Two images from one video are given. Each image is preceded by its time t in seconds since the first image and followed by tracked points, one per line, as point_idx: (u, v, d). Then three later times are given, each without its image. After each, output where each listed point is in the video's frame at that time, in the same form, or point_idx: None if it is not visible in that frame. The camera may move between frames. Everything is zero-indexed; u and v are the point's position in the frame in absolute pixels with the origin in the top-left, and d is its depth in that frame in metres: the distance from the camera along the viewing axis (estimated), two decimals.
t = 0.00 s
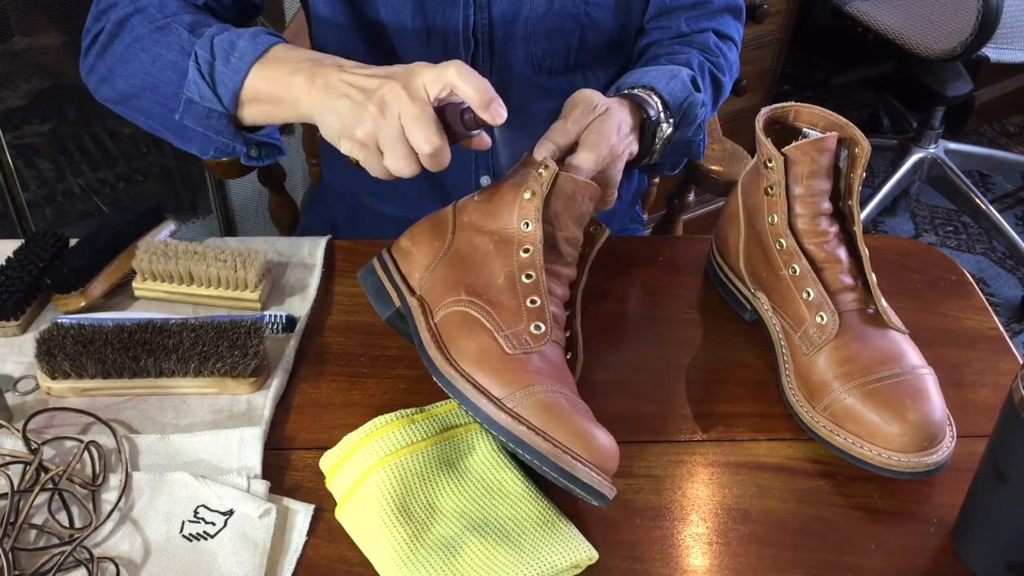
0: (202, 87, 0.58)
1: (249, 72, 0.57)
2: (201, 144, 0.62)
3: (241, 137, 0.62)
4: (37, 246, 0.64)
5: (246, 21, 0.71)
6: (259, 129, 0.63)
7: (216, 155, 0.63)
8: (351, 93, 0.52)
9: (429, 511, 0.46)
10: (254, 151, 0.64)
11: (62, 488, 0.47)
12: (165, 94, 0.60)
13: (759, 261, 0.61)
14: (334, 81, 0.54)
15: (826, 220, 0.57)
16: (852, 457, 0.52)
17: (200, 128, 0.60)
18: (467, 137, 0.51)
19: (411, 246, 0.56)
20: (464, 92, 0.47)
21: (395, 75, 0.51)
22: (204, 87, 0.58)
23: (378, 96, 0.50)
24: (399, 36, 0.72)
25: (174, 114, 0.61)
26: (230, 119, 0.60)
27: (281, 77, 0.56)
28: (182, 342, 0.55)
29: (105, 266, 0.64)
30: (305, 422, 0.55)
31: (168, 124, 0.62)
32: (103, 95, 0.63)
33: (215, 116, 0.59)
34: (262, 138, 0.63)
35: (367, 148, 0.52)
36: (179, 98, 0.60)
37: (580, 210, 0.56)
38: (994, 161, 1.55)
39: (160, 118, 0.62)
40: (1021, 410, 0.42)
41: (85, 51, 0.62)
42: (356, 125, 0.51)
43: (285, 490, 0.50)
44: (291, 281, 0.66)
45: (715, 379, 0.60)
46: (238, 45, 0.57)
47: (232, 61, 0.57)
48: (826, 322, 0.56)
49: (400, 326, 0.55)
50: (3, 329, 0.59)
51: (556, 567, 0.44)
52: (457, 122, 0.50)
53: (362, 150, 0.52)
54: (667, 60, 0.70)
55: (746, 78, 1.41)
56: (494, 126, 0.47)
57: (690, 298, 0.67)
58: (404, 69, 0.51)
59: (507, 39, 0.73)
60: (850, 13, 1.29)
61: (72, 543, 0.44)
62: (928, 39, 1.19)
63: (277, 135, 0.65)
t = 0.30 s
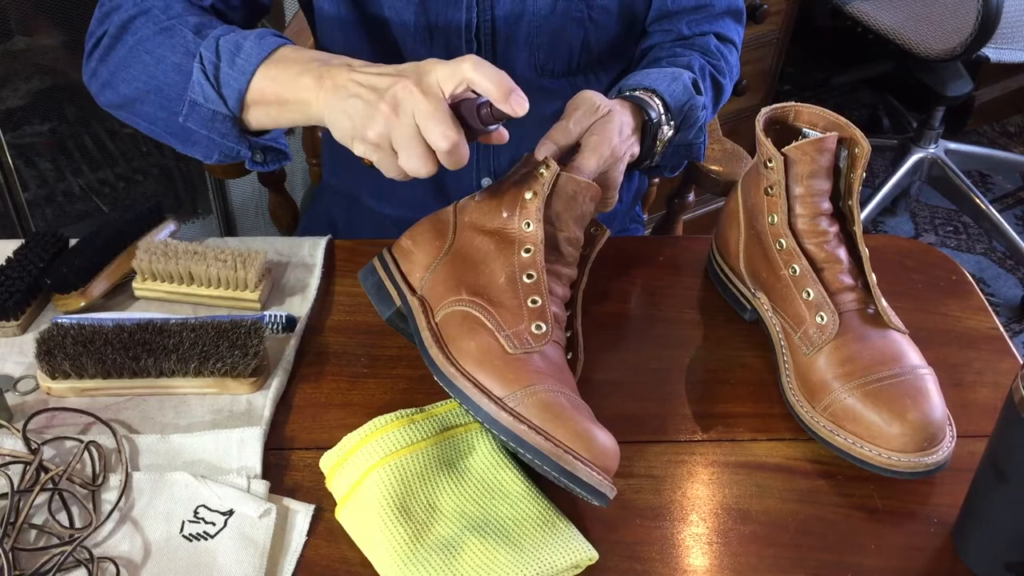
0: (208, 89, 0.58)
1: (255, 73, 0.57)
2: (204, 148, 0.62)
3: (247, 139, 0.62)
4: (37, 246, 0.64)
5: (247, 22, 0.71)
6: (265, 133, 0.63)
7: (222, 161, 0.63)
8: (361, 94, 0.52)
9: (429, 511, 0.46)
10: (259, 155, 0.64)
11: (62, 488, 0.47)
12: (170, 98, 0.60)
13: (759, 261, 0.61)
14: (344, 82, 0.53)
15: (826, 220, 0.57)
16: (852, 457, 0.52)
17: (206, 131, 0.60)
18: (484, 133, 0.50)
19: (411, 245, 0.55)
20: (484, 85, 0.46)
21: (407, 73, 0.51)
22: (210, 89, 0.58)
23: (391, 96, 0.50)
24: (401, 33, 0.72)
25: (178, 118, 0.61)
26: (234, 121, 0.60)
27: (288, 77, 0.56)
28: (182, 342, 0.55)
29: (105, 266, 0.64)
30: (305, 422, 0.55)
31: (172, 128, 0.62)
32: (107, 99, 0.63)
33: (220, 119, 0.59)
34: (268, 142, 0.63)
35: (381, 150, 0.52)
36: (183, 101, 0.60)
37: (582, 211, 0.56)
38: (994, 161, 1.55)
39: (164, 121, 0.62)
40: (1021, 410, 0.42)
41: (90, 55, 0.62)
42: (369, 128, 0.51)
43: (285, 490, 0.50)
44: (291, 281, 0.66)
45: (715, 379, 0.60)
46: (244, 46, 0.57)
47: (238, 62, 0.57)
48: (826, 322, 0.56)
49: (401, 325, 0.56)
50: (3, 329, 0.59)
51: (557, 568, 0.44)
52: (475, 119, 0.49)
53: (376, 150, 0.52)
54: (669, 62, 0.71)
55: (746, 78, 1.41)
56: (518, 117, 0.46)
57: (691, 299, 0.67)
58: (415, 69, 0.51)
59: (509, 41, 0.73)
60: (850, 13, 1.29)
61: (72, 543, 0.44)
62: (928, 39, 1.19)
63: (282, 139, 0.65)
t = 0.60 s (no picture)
0: (205, 88, 0.58)
1: (252, 71, 0.57)
2: (205, 145, 0.62)
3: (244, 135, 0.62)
4: (37, 246, 0.64)
5: (247, 21, 0.71)
6: (262, 129, 0.63)
7: (221, 156, 0.63)
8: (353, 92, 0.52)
9: (429, 511, 0.46)
10: (258, 150, 0.63)
11: (62, 488, 0.47)
12: (170, 95, 0.60)
13: (759, 261, 0.61)
14: (337, 81, 0.54)
15: (825, 220, 0.57)
16: (852, 457, 0.52)
17: (204, 129, 0.60)
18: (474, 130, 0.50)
19: (411, 244, 0.55)
20: (470, 83, 0.47)
21: (396, 72, 0.51)
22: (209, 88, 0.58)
23: (381, 94, 0.50)
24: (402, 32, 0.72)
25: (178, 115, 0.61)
26: (232, 119, 0.60)
27: (283, 77, 0.56)
28: (182, 342, 0.54)
29: (105, 266, 0.64)
30: (305, 422, 0.55)
31: (172, 125, 0.62)
32: (108, 94, 0.63)
33: (218, 117, 0.59)
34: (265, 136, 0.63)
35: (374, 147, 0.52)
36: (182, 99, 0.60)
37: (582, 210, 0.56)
38: (994, 161, 1.55)
39: (165, 118, 0.62)
40: (1020, 410, 0.42)
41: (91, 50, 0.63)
42: (362, 125, 0.51)
43: (285, 490, 0.50)
44: (291, 281, 0.66)
45: (715, 379, 0.60)
46: (241, 45, 0.57)
47: (234, 61, 0.57)
48: (826, 322, 0.56)
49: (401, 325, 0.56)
50: (3, 329, 0.59)
51: (556, 568, 0.44)
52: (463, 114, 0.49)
53: (369, 149, 0.53)
54: (670, 65, 0.71)
55: (745, 78, 1.41)
56: (505, 113, 0.46)
57: (691, 298, 0.67)
58: (404, 67, 0.51)
59: (510, 41, 0.73)
60: (850, 13, 1.29)
61: (72, 543, 0.44)
62: (928, 39, 1.19)
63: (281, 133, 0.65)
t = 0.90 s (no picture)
0: (217, 97, 0.58)
1: (261, 79, 0.57)
2: (219, 146, 0.62)
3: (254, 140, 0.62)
4: (37, 246, 0.64)
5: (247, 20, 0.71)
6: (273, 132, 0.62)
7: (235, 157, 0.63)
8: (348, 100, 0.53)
9: (429, 512, 0.46)
10: (270, 149, 0.63)
11: (62, 488, 0.47)
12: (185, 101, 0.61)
13: (758, 261, 0.61)
14: (336, 88, 0.54)
15: (825, 220, 0.57)
16: (852, 457, 0.52)
17: (218, 135, 0.60)
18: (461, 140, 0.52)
19: (411, 245, 0.55)
20: (457, 98, 0.48)
21: (392, 82, 0.52)
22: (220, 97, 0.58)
23: (375, 103, 0.52)
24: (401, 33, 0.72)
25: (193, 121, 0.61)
26: (244, 125, 0.60)
27: (292, 86, 0.56)
28: (182, 342, 0.54)
29: (105, 266, 0.64)
30: (305, 422, 0.55)
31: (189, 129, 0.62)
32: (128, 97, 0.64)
33: (230, 125, 0.59)
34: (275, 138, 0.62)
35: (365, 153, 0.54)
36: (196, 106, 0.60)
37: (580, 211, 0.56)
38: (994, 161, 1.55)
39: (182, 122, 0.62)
40: (1020, 410, 0.42)
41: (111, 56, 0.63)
42: (355, 132, 0.53)
43: (285, 489, 0.50)
44: (291, 281, 0.66)
45: (715, 379, 0.60)
46: (249, 54, 0.57)
47: (244, 70, 0.57)
48: (826, 322, 0.56)
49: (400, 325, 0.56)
50: (2, 329, 0.59)
51: (556, 568, 0.45)
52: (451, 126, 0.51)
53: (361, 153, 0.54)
54: (672, 65, 0.71)
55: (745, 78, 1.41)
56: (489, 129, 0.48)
57: (691, 298, 0.67)
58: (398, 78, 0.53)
59: (509, 40, 0.73)
60: (850, 13, 1.29)
61: (72, 543, 0.44)
62: (928, 39, 1.19)
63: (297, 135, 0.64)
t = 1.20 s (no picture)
0: (168, 65, 0.60)
1: (206, 46, 0.58)
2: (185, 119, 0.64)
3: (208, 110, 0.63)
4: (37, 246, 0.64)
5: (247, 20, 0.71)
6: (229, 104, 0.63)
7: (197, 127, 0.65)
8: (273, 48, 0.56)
9: (429, 512, 0.46)
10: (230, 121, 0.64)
11: (62, 488, 0.47)
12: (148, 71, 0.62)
13: (759, 261, 0.61)
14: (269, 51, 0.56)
15: (825, 220, 0.57)
16: (852, 457, 0.52)
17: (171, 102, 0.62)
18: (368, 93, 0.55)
19: (411, 245, 0.55)
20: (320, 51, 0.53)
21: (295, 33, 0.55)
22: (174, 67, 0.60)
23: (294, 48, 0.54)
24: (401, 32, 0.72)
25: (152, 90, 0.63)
26: (197, 96, 0.61)
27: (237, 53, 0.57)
28: (182, 342, 0.54)
29: (105, 266, 0.64)
30: (305, 422, 0.55)
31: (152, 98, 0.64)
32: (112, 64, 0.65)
33: (182, 93, 0.61)
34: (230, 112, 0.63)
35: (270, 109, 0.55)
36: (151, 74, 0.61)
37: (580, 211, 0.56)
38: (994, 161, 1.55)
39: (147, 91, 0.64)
40: (1021, 410, 0.42)
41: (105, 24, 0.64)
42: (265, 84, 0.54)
43: (285, 489, 0.50)
44: (291, 281, 0.66)
45: (715, 379, 0.60)
46: (199, 23, 0.58)
47: (190, 38, 0.58)
48: (826, 322, 0.56)
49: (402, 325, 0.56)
50: (2, 329, 0.59)
51: (556, 568, 0.45)
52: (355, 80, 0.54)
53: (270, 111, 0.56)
54: (676, 66, 0.71)
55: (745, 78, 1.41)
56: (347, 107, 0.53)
57: (691, 299, 0.67)
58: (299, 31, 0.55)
59: (511, 42, 0.73)
60: (850, 12, 1.29)
61: (72, 543, 0.44)
62: (928, 39, 1.19)
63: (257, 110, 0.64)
